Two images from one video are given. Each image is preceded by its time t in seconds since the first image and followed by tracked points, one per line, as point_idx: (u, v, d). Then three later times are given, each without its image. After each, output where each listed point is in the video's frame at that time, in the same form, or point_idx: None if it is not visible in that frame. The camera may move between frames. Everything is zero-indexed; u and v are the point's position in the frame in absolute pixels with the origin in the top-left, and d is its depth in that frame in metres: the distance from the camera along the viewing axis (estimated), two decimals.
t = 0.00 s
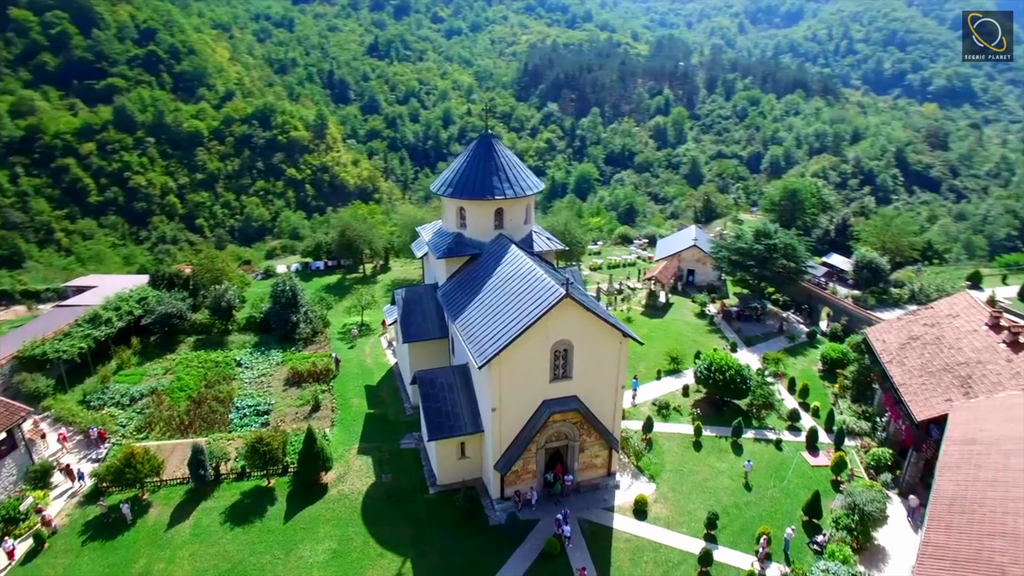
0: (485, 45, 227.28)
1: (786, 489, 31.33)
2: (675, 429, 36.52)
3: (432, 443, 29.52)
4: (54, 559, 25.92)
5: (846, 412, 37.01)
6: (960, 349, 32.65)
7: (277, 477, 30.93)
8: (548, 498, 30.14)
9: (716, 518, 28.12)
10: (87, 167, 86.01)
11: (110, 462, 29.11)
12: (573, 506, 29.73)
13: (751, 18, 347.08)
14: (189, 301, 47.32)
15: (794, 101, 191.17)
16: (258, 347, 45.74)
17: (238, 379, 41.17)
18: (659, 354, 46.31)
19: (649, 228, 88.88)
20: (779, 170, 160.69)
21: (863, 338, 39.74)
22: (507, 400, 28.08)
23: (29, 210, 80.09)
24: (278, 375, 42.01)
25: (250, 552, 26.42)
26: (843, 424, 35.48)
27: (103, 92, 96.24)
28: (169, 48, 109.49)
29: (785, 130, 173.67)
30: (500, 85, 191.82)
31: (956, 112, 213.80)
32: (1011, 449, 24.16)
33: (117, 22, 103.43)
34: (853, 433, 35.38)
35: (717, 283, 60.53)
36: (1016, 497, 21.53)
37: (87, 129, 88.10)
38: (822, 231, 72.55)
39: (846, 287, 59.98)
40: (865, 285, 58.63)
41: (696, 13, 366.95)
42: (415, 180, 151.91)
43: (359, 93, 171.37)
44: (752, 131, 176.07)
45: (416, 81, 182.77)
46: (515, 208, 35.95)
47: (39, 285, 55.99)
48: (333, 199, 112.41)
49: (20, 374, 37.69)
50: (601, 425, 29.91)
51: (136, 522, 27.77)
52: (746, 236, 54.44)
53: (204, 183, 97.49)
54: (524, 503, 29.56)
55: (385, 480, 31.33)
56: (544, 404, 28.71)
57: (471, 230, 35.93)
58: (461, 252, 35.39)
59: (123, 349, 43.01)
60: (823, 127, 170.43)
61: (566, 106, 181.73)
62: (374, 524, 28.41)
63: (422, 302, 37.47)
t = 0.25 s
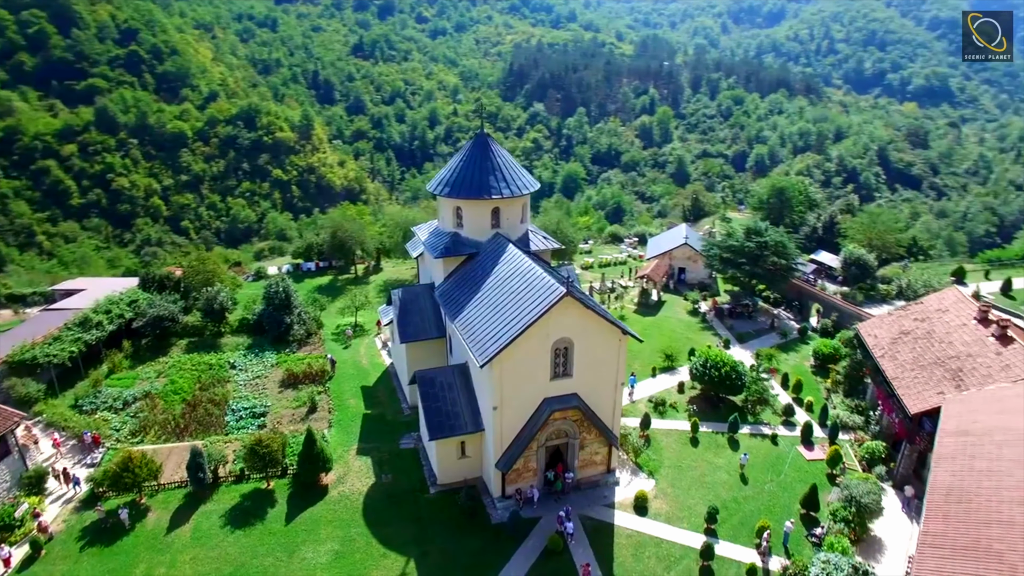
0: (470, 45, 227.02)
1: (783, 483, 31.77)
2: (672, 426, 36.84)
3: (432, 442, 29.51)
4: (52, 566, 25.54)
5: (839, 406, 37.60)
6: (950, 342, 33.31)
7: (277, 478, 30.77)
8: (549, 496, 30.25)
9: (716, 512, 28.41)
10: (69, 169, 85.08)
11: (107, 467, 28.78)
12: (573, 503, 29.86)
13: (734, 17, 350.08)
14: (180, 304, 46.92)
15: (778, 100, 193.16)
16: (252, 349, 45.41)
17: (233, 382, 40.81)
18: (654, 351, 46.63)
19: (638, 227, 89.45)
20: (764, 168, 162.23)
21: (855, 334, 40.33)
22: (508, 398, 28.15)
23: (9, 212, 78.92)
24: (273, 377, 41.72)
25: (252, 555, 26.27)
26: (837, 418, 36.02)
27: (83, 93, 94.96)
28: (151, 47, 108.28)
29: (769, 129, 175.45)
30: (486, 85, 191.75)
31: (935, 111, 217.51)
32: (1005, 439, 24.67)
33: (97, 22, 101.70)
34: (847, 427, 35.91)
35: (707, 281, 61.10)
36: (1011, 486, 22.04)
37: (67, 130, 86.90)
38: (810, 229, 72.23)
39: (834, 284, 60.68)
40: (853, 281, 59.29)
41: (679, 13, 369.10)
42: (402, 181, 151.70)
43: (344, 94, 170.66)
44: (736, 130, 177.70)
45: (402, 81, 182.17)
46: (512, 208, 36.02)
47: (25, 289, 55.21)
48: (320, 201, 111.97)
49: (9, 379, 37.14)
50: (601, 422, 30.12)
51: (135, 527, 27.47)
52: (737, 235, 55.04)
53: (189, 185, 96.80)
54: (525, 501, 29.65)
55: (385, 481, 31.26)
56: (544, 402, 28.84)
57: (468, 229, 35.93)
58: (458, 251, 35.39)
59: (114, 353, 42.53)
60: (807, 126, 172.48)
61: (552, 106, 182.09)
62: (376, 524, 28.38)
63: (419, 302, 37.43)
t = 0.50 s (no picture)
0: (449, 45, 226.38)
1: (779, 475, 32.34)
2: (668, 421, 37.28)
3: (434, 441, 29.50)
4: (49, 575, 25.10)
5: (829, 398, 38.38)
6: (937, 334, 34.19)
7: (276, 481, 30.55)
8: (550, 493, 30.41)
9: (717, 505, 28.83)
10: (42, 171, 84.62)
11: (103, 473, 28.36)
12: (575, 499, 30.08)
13: (710, 17, 353.84)
14: (169, 307, 46.34)
15: (756, 99, 195.70)
16: (243, 352, 44.95)
17: (226, 385, 40.38)
18: (646, 348, 47.06)
19: (624, 226, 90.09)
20: (743, 166, 164.37)
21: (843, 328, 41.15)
22: (510, 396, 28.26)
23: None
24: (266, 379, 41.32)
25: (255, 558, 26.07)
26: (828, 410, 36.76)
27: (55, 94, 93.59)
28: (126, 48, 106.65)
29: (748, 127, 177.78)
30: (466, 85, 191.48)
31: (907, 109, 222.56)
32: (995, 427, 25.47)
33: (69, 21, 99.51)
34: (838, 419, 36.67)
35: (695, 278, 61.84)
36: (1004, 471, 22.76)
37: (39, 132, 86.39)
38: (794, 225, 73.50)
39: (818, 279, 61.86)
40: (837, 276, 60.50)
41: (657, 13, 371.75)
42: (384, 182, 151.17)
43: (323, 95, 169.44)
44: (716, 128, 179.77)
45: (382, 82, 181.17)
46: (507, 207, 36.14)
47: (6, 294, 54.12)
48: (301, 202, 111.43)
49: None
50: (601, 418, 30.39)
51: (133, 534, 27.11)
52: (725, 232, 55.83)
53: (167, 187, 95.95)
54: (528, 498, 29.79)
55: (386, 481, 31.18)
56: (546, 399, 29.03)
57: (464, 228, 35.97)
58: (455, 251, 35.41)
59: (102, 358, 41.86)
60: (784, 124, 175.14)
61: (533, 105, 182.39)
62: (379, 525, 28.32)
63: (414, 302, 37.40)
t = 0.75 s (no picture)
0: (435, 45, 225.64)
1: (777, 469, 32.77)
2: (667, 417, 37.60)
3: (436, 440, 29.50)
4: None
5: (824, 393, 38.93)
6: (929, 328, 34.78)
7: (277, 483, 30.38)
8: (552, 490, 30.53)
9: (717, 500, 29.13)
10: (24, 174, 84.18)
11: (103, 477, 28.06)
12: (577, 495, 30.25)
13: (695, 17, 355.99)
14: (162, 310, 46.03)
15: (741, 98, 197.39)
16: (238, 354, 44.66)
17: (222, 387, 40.08)
18: (642, 345, 47.34)
19: (615, 224, 90.51)
20: (730, 165, 165.81)
21: (837, 323, 41.69)
22: (512, 395, 28.36)
23: None
24: (262, 381, 41.08)
25: (259, 560, 25.96)
26: (823, 404, 37.26)
27: (36, 94, 92.25)
28: (108, 48, 105.41)
29: (734, 126, 179.37)
30: (453, 84, 191.15)
31: (888, 108, 225.78)
32: (989, 418, 26.02)
33: (49, 20, 98.35)
34: (833, 413, 37.19)
35: (688, 275, 62.33)
36: (999, 461, 23.27)
37: (20, 133, 85.23)
38: (783, 223, 74.40)
39: (808, 276, 62.73)
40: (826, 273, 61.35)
41: (642, 12, 373.31)
42: (372, 183, 150.82)
43: (309, 95, 168.52)
44: (702, 128, 181.06)
45: (368, 82, 180.22)
46: (505, 206, 36.18)
47: None
48: (288, 203, 111.95)
49: None
50: (601, 415, 30.60)
51: (134, 538, 26.88)
52: (718, 229, 56.39)
53: (153, 190, 96.08)
54: (529, 496, 29.91)
55: (388, 481, 31.13)
56: (548, 397, 29.16)
57: (462, 228, 35.98)
58: (453, 250, 35.41)
59: (95, 361, 41.44)
60: (770, 123, 176.88)
61: (521, 105, 182.52)
62: (382, 524, 28.30)
63: (413, 301, 37.36)
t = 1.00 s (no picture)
0: (417, 45, 224.21)
1: (776, 462, 33.32)
2: (665, 413, 38.00)
3: (441, 438, 29.54)
4: None
5: (818, 386, 39.60)
6: (921, 321, 35.54)
7: (281, 485, 30.22)
8: (556, 486, 30.74)
9: (720, 493, 29.57)
10: None
11: (104, 482, 27.74)
12: (582, 491, 30.45)
13: (675, 17, 358.51)
14: (155, 313, 45.54)
15: (723, 97, 199.38)
16: (233, 356, 44.28)
17: (218, 390, 39.70)
18: (638, 342, 47.69)
19: (604, 223, 90.92)
20: (713, 163, 167.39)
21: (829, 318, 42.40)
22: (517, 392, 28.52)
23: None
24: (260, 383, 40.77)
25: (267, 562, 25.83)
26: (819, 397, 37.91)
27: (11, 94, 91.83)
28: (84, 48, 103.93)
29: (716, 125, 181.16)
30: (436, 84, 190.64)
31: (866, 106, 229.46)
32: (983, 407, 26.73)
33: (21, 19, 97.27)
34: (827, 406, 37.91)
35: (679, 272, 62.91)
36: (996, 449, 23.93)
37: None
38: (770, 220, 75.38)
39: (797, 271, 63.69)
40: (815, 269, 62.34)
41: (622, 12, 374.97)
42: (357, 183, 150.12)
43: (291, 95, 167.20)
44: (685, 126, 182.43)
45: (351, 82, 178.84)
46: (504, 205, 36.26)
47: None
48: (273, 205, 111.58)
49: None
50: (604, 411, 30.85)
51: (138, 542, 26.60)
52: (709, 227, 57.03)
53: (134, 192, 95.60)
54: (534, 492, 30.11)
55: (393, 481, 31.11)
56: (552, 394, 29.37)
57: (461, 227, 35.99)
58: (453, 249, 35.45)
59: (88, 365, 40.91)
60: (751, 121, 178.92)
61: (504, 105, 182.52)
62: (389, 523, 28.30)
63: (412, 301, 37.35)
